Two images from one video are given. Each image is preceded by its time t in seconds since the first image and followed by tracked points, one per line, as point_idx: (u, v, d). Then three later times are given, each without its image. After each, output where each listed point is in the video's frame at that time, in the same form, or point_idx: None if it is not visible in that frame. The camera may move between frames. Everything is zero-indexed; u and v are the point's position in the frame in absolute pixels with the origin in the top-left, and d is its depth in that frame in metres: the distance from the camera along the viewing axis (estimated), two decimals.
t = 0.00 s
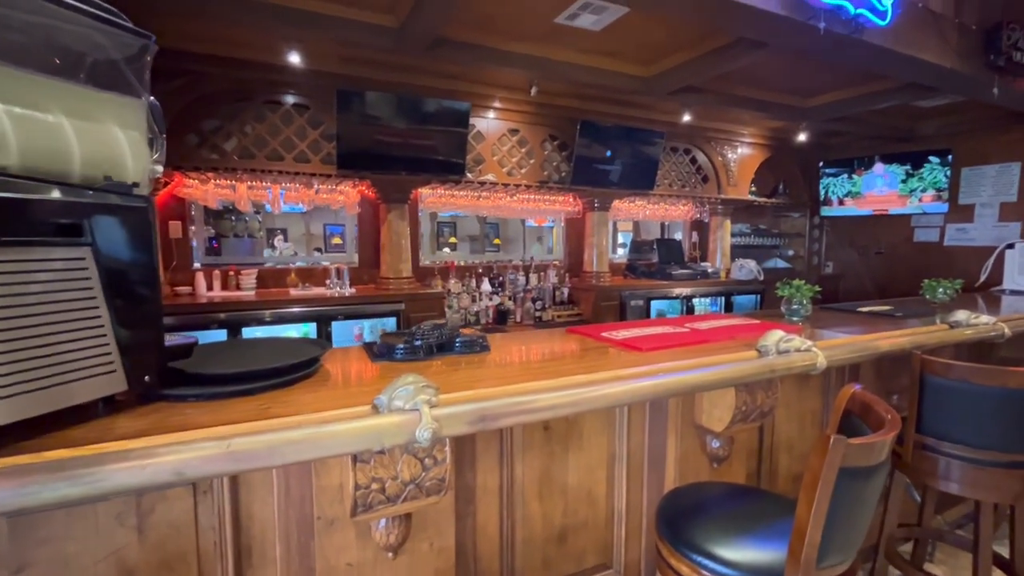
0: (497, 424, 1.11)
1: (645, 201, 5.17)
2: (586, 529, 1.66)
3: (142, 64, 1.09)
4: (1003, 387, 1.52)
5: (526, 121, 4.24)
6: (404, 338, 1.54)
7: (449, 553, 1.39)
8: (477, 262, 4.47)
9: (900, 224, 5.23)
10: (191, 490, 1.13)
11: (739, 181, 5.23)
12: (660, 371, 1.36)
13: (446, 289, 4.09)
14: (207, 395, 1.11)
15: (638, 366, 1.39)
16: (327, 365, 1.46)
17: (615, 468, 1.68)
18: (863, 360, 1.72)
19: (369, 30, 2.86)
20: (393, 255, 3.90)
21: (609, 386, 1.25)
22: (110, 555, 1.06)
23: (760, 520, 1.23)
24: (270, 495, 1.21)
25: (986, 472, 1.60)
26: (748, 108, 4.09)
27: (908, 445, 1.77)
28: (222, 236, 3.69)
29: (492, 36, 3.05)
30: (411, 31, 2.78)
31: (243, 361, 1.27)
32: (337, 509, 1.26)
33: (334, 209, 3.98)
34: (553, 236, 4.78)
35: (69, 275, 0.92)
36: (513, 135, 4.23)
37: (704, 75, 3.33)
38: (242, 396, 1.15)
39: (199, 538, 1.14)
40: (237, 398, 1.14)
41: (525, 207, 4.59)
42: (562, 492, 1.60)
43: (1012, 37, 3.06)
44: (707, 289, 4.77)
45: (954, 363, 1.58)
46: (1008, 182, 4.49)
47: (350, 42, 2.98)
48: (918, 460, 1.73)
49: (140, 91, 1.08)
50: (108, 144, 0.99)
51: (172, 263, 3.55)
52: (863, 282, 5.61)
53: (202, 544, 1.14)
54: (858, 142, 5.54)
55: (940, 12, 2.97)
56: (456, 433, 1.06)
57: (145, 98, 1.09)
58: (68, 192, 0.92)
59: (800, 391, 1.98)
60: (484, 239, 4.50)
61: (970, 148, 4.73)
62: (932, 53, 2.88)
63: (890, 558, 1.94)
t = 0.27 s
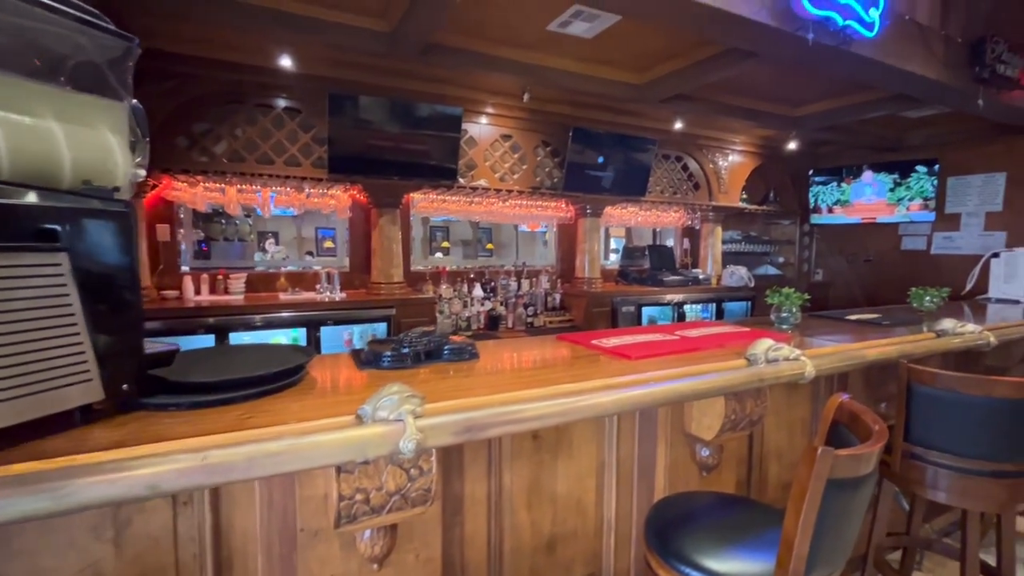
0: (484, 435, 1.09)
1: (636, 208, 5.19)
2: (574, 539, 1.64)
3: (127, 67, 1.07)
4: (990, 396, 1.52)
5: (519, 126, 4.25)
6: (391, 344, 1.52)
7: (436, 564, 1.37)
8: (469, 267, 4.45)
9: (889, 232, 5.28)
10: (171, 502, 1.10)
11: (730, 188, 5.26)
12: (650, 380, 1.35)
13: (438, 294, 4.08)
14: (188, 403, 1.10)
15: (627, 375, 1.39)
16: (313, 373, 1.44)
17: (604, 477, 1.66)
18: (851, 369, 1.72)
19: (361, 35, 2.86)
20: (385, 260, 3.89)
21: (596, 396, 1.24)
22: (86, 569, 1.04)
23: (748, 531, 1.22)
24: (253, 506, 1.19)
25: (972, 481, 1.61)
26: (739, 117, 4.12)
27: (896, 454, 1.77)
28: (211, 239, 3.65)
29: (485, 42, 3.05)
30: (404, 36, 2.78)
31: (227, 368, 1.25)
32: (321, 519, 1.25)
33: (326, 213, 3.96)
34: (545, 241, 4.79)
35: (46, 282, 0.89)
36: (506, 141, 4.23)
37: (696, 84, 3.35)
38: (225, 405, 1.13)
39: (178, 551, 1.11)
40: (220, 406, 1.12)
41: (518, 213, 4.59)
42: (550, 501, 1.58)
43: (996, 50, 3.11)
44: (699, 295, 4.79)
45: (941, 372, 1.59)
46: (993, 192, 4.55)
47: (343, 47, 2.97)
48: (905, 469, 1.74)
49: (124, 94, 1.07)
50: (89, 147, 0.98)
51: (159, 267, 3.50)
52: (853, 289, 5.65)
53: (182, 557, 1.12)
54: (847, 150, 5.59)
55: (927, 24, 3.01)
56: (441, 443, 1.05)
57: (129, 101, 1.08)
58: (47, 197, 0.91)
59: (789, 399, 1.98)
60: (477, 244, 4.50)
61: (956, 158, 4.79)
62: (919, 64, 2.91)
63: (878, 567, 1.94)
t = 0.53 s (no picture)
0: (471, 443, 1.09)
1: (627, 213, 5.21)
2: (563, 547, 1.63)
3: (110, 70, 1.06)
4: (974, 403, 1.54)
5: (511, 131, 4.25)
6: (379, 350, 1.51)
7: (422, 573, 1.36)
8: (460, 272, 4.44)
9: (876, 238, 5.34)
10: (151, 512, 1.08)
11: (720, 194, 5.30)
12: (639, 387, 1.35)
13: (429, 299, 4.07)
14: (170, 411, 1.08)
15: (617, 382, 1.38)
16: (299, 379, 1.42)
17: (593, 484, 1.66)
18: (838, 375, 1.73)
19: (353, 39, 2.85)
20: (375, 263, 3.87)
21: (586, 403, 1.24)
22: None
23: (735, 538, 1.22)
24: (236, 515, 1.17)
25: (957, 487, 1.62)
26: (729, 124, 4.15)
27: (882, 460, 1.78)
28: (200, 242, 3.62)
29: (476, 47, 3.06)
30: (395, 40, 2.77)
31: (212, 375, 1.24)
32: (306, 528, 1.23)
33: (316, 216, 3.94)
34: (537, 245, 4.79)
35: (25, 288, 0.87)
36: (497, 146, 4.23)
37: (686, 90, 3.37)
38: (209, 412, 1.11)
39: (159, 561, 1.09)
40: (203, 413, 1.11)
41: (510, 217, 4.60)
42: (539, 508, 1.58)
43: (980, 61, 3.16)
44: (689, 300, 4.81)
45: (926, 379, 1.61)
46: (977, 200, 4.61)
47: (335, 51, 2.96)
48: (891, 475, 1.75)
49: (106, 96, 1.06)
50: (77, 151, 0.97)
51: (146, 270, 3.46)
52: (840, 295, 5.71)
53: (162, 568, 1.10)
54: (836, 158, 5.65)
55: (912, 35, 3.05)
56: (427, 452, 1.04)
57: (111, 103, 1.06)
58: (27, 200, 0.89)
59: (778, 405, 1.99)
60: (469, 248, 4.49)
61: (941, 166, 4.86)
62: (905, 74, 2.95)
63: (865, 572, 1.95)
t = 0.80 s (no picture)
0: (457, 449, 1.08)
1: (616, 217, 5.24)
2: (551, 552, 1.63)
3: (91, 71, 1.05)
4: (956, 408, 1.56)
5: (501, 135, 4.25)
6: (366, 355, 1.51)
7: None
8: (450, 275, 4.43)
9: (861, 243, 5.41)
10: (131, 520, 1.06)
11: (708, 199, 5.34)
12: (626, 392, 1.35)
13: (418, 302, 4.05)
14: (151, 418, 1.06)
15: (604, 386, 1.39)
16: (284, 384, 1.41)
17: (581, 488, 1.66)
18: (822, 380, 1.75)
19: (342, 41, 2.84)
20: (364, 266, 3.85)
21: (573, 409, 1.24)
22: None
23: (721, 543, 1.23)
24: (218, 523, 1.15)
25: (939, 490, 1.64)
26: (717, 129, 4.18)
27: (866, 464, 1.80)
28: (187, 243, 3.57)
29: (466, 51, 3.06)
30: (384, 44, 2.77)
31: (195, 380, 1.22)
32: (289, 536, 1.21)
33: (305, 219, 3.91)
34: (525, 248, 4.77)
35: None
36: (488, 149, 4.23)
37: (675, 96, 3.40)
38: (190, 419, 1.10)
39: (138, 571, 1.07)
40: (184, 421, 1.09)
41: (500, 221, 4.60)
42: (526, 513, 1.57)
43: (961, 70, 3.21)
44: (678, 304, 4.83)
45: (909, 383, 1.63)
46: (959, 206, 4.69)
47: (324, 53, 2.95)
48: (875, 478, 1.76)
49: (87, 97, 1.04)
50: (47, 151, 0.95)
51: (130, 272, 3.42)
52: (826, 299, 5.77)
53: None
54: (822, 164, 5.72)
55: (895, 44, 3.10)
56: (411, 459, 1.03)
57: (92, 105, 1.05)
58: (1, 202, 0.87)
59: (764, 410, 2.00)
60: (460, 251, 4.48)
61: (924, 173, 4.93)
62: (889, 82, 3.00)
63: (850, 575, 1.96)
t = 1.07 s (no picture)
0: (444, 455, 1.08)
1: (605, 220, 5.26)
2: (539, 556, 1.63)
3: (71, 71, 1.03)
4: (936, 410, 1.59)
5: (491, 138, 4.25)
6: (353, 359, 1.50)
7: None
8: (439, 277, 4.42)
9: (846, 247, 5.48)
10: (112, 529, 1.05)
11: (696, 203, 5.38)
12: (614, 396, 1.36)
13: (407, 305, 4.04)
14: (132, 425, 1.05)
15: (592, 390, 1.39)
16: (270, 389, 1.40)
17: (569, 492, 1.66)
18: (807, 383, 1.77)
19: (330, 43, 2.82)
20: (353, 269, 3.83)
21: (560, 413, 1.24)
22: None
23: (707, 546, 1.24)
24: (202, 531, 1.14)
25: (920, 492, 1.67)
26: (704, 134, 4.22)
27: (849, 466, 1.82)
28: (171, 246, 3.54)
29: (454, 54, 3.05)
30: (372, 46, 2.76)
31: (179, 386, 1.21)
32: (274, 543, 1.20)
33: (293, 220, 3.88)
34: (517, 251, 4.80)
35: None
36: (477, 152, 4.22)
37: (663, 101, 3.42)
38: (173, 426, 1.08)
39: None
40: (165, 427, 1.07)
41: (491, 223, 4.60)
42: (514, 518, 1.57)
43: (941, 78, 3.27)
44: (666, 307, 4.86)
45: (891, 386, 1.65)
46: (940, 211, 4.76)
47: (312, 55, 2.93)
48: (859, 479, 1.78)
49: (66, 98, 1.03)
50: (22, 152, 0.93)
51: (113, 275, 3.37)
52: (812, 302, 5.84)
53: None
54: (807, 168, 5.79)
55: (878, 52, 3.15)
56: (398, 465, 1.02)
57: (71, 106, 1.03)
58: None
59: (750, 412, 2.02)
60: (450, 253, 4.48)
61: (906, 178, 5.01)
62: (871, 89, 3.04)
63: None
